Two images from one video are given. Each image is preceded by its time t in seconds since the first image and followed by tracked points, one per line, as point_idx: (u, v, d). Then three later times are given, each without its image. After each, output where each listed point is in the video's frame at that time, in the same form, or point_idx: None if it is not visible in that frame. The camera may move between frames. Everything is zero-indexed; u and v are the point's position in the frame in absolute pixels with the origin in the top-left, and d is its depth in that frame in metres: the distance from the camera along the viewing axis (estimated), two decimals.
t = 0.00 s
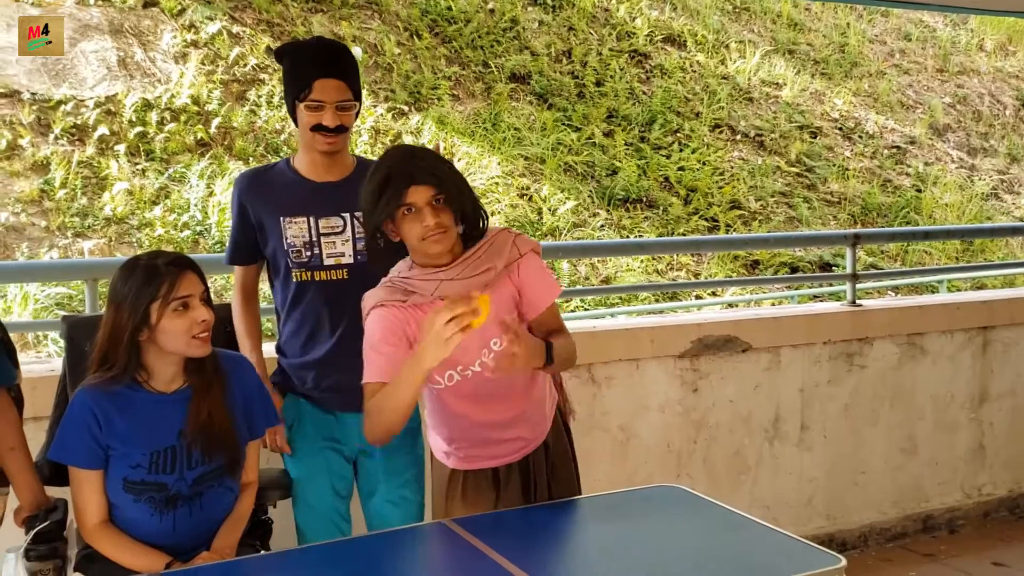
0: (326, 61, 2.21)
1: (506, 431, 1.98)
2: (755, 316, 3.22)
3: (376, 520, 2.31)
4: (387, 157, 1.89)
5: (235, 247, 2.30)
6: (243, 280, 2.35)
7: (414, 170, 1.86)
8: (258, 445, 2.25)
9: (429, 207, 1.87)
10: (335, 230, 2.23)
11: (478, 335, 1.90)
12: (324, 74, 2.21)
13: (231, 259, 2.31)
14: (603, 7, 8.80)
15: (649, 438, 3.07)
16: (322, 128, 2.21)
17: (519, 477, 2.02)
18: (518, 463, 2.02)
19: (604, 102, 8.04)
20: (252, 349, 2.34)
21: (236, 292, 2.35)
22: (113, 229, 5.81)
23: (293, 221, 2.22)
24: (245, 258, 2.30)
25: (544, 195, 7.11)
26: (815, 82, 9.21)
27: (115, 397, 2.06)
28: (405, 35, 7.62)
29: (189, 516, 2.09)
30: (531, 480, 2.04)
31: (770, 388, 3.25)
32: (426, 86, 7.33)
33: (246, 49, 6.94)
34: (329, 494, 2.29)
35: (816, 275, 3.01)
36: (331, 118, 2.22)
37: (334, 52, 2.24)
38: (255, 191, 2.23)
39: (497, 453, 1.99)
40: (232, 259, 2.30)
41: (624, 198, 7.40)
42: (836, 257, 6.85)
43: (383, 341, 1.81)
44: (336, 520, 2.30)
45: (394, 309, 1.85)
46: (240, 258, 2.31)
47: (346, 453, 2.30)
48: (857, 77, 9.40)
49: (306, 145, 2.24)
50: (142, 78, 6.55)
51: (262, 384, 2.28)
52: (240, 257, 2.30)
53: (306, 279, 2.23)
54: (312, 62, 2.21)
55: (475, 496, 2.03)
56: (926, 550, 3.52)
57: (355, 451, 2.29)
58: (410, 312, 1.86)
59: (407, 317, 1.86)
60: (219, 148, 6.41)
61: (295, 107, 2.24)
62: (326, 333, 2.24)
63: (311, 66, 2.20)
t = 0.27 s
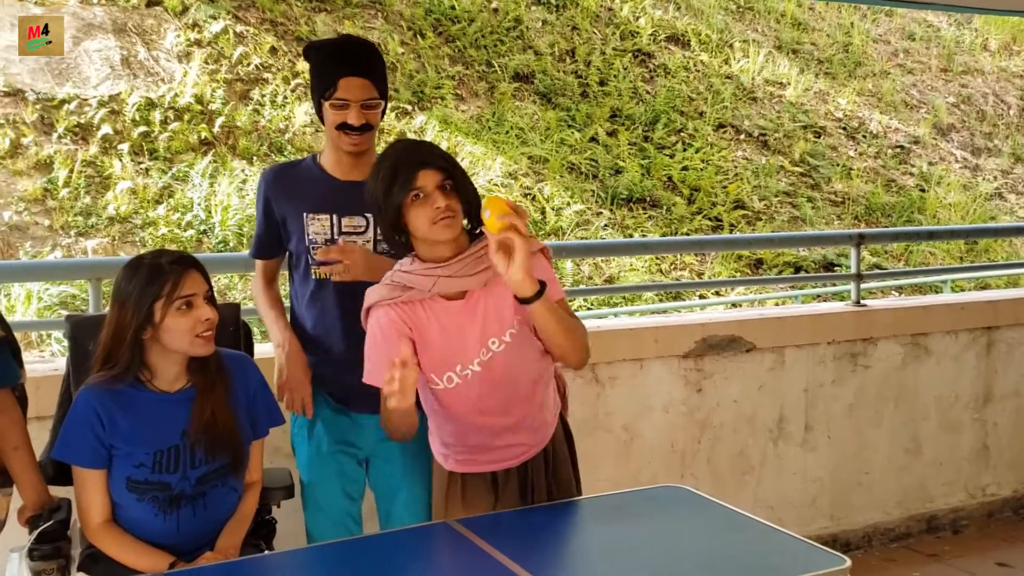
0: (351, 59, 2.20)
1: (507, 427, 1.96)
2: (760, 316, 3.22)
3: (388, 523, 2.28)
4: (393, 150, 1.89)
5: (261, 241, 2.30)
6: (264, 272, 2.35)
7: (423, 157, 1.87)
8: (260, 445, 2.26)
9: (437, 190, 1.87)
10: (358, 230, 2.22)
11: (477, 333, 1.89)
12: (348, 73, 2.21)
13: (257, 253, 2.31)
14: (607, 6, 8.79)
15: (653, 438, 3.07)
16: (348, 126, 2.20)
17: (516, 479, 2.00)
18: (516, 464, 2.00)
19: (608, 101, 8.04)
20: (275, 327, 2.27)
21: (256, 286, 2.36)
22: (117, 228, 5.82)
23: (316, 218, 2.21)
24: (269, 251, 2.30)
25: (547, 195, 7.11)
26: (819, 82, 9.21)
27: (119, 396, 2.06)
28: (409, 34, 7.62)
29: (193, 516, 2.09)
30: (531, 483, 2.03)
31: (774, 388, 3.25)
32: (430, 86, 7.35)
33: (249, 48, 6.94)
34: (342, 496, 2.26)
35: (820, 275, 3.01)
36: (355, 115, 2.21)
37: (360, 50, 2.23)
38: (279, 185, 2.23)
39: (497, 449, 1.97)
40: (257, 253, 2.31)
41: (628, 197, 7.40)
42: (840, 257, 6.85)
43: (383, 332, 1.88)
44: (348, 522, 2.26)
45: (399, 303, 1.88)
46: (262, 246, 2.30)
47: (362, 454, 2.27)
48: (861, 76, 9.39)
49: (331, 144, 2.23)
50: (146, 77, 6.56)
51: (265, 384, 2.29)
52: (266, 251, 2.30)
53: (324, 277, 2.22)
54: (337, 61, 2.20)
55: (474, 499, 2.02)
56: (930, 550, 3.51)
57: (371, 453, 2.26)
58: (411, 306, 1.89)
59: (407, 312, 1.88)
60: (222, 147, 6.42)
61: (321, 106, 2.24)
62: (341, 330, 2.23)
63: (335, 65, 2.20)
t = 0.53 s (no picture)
0: (379, 59, 2.18)
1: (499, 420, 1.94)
2: (765, 316, 3.21)
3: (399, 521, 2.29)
4: (409, 141, 1.84)
5: (287, 237, 2.28)
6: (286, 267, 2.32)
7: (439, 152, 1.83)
8: (264, 445, 2.26)
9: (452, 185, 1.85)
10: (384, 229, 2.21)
11: (461, 319, 1.89)
12: (375, 73, 2.19)
13: (282, 250, 2.30)
14: (610, 6, 8.78)
15: (657, 438, 3.06)
16: (373, 127, 2.19)
17: (519, 480, 2.00)
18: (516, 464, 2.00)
19: (612, 101, 8.04)
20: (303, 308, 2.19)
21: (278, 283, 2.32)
22: (121, 228, 5.83)
23: (343, 216, 2.20)
24: (295, 248, 2.29)
25: (550, 195, 7.11)
26: (824, 81, 9.19)
27: (122, 396, 2.07)
28: (412, 34, 7.62)
29: (196, 516, 2.09)
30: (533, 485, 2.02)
31: (778, 388, 3.24)
32: (433, 86, 7.38)
33: (253, 48, 6.95)
34: (356, 496, 2.25)
35: (824, 275, 3.00)
36: (382, 117, 2.19)
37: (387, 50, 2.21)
38: (308, 182, 2.23)
39: (491, 443, 1.96)
40: (283, 249, 2.29)
41: (631, 197, 7.40)
42: (844, 257, 6.84)
43: (377, 324, 1.93)
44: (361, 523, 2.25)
45: (392, 296, 1.92)
46: (287, 239, 2.29)
47: (377, 454, 2.27)
48: (865, 76, 9.37)
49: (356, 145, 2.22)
50: (150, 77, 6.56)
51: (267, 382, 2.29)
52: (291, 248, 2.29)
53: (349, 276, 2.22)
54: (365, 61, 2.18)
55: (477, 497, 2.04)
56: (935, 551, 3.50)
57: (385, 452, 2.26)
58: (406, 298, 1.92)
59: (399, 305, 1.92)
60: (226, 147, 6.42)
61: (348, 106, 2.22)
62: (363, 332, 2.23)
63: (362, 65, 2.18)
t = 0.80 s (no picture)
0: (377, 54, 2.19)
1: (503, 414, 1.94)
2: (770, 316, 3.21)
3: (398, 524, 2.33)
4: (419, 140, 1.82)
5: (291, 240, 2.27)
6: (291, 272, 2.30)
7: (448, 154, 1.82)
8: (270, 445, 2.26)
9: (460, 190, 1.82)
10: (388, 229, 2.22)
11: (461, 312, 1.89)
12: (373, 67, 2.19)
13: (287, 252, 2.29)
14: (616, 6, 8.77)
15: (662, 439, 3.06)
16: (373, 121, 2.19)
17: (524, 479, 2.00)
18: (522, 460, 1.99)
19: (617, 102, 8.03)
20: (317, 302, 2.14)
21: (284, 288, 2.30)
22: (127, 229, 5.83)
23: (347, 217, 2.20)
24: (300, 250, 2.28)
25: (555, 195, 7.11)
26: (829, 81, 9.18)
27: (128, 395, 2.08)
28: (418, 35, 7.61)
29: (202, 516, 2.09)
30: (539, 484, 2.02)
31: (784, 389, 3.24)
32: (438, 86, 7.36)
33: (258, 49, 6.96)
34: (356, 500, 2.29)
35: (830, 276, 3.00)
36: (380, 111, 2.20)
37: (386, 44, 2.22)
38: (312, 184, 2.23)
39: (496, 438, 1.96)
40: (288, 252, 2.28)
41: (637, 198, 7.39)
42: (850, 257, 6.84)
43: (382, 320, 1.93)
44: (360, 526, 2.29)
45: (396, 293, 1.92)
46: (292, 243, 2.27)
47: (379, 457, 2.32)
48: (871, 76, 9.36)
49: (360, 142, 2.23)
50: (155, 78, 6.57)
51: (273, 384, 2.30)
52: (297, 250, 2.28)
53: (354, 277, 2.23)
54: (363, 57, 2.20)
55: (484, 496, 2.04)
56: (940, 552, 3.50)
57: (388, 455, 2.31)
58: (410, 295, 1.92)
59: (404, 301, 1.92)
60: (231, 148, 6.42)
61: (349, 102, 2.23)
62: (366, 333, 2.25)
63: (361, 60, 2.20)
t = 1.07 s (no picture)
0: (363, 51, 2.22)
1: (507, 413, 1.94)
2: (774, 317, 3.21)
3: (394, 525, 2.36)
4: (421, 139, 1.84)
5: (272, 243, 2.25)
6: (271, 275, 2.30)
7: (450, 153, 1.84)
8: (275, 445, 2.26)
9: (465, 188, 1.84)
10: (376, 230, 2.23)
11: (467, 310, 1.89)
12: (360, 62, 2.22)
13: (266, 255, 2.26)
14: (621, 7, 8.76)
15: (666, 439, 3.06)
16: (360, 116, 2.22)
17: (527, 479, 2.00)
18: (525, 459, 1.99)
19: (621, 102, 8.03)
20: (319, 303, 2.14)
21: (266, 294, 2.28)
22: (132, 229, 5.84)
23: (335, 218, 2.21)
24: (282, 253, 2.26)
25: (559, 196, 7.12)
26: (835, 81, 9.15)
27: (137, 391, 2.09)
28: (422, 35, 7.60)
29: (206, 515, 2.10)
30: (543, 484, 2.02)
31: (788, 390, 3.24)
32: (443, 87, 7.35)
33: (263, 49, 6.96)
34: (352, 501, 2.32)
35: (836, 276, 2.99)
36: (367, 106, 2.22)
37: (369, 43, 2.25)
38: (298, 185, 2.23)
39: (500, 437, 1.96)
40: (268, 255, 2.26)
41: (641, 198, 7.39)
42: (855, 258, 6.83)
43: (389, 317, 1.95)
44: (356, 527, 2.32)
45: (403, 290, 1.93)
46: (275, 246, 2.26)
47: (375, 458, 2.34)
48: (876, 76, 9.35)
49: (346, 140, 2.24)
50: (160, 78, 6.58)
51: (280, 385, 2.30)
52: (278, 253, 2.26)
53: (343, 278, 2.24)
54: (348, 53, 2.22)
55: (489, 496, 2.04)
56: (945, 553, 3.50)
57: (384, 457, 2.34)
58: (416, 293, 1.93)
59: (410, 299, 1.93)
60: (236, 148, 6.43)
61: (334, 99, 2.25)
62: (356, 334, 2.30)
63: (347, 55, 2.22)
